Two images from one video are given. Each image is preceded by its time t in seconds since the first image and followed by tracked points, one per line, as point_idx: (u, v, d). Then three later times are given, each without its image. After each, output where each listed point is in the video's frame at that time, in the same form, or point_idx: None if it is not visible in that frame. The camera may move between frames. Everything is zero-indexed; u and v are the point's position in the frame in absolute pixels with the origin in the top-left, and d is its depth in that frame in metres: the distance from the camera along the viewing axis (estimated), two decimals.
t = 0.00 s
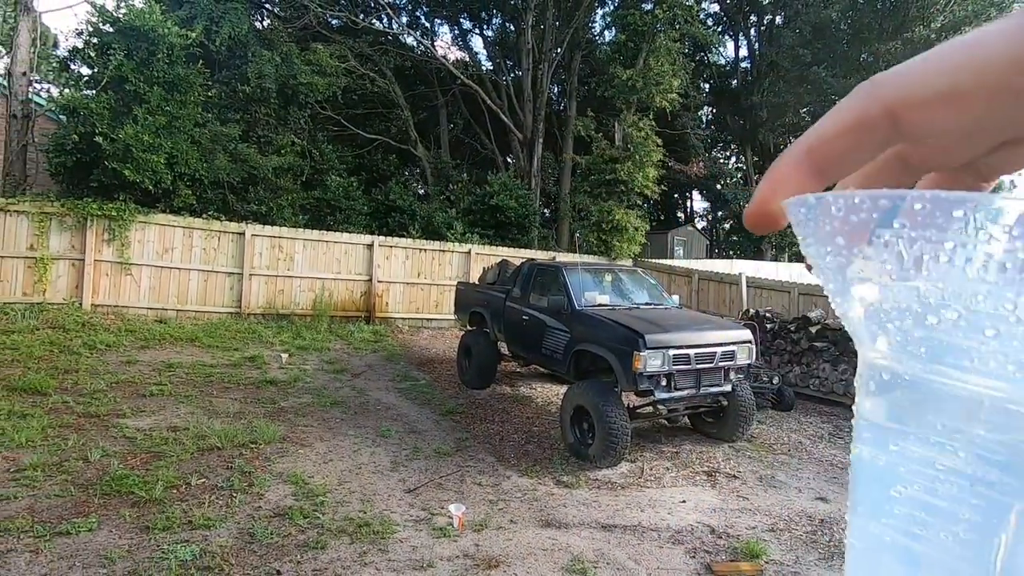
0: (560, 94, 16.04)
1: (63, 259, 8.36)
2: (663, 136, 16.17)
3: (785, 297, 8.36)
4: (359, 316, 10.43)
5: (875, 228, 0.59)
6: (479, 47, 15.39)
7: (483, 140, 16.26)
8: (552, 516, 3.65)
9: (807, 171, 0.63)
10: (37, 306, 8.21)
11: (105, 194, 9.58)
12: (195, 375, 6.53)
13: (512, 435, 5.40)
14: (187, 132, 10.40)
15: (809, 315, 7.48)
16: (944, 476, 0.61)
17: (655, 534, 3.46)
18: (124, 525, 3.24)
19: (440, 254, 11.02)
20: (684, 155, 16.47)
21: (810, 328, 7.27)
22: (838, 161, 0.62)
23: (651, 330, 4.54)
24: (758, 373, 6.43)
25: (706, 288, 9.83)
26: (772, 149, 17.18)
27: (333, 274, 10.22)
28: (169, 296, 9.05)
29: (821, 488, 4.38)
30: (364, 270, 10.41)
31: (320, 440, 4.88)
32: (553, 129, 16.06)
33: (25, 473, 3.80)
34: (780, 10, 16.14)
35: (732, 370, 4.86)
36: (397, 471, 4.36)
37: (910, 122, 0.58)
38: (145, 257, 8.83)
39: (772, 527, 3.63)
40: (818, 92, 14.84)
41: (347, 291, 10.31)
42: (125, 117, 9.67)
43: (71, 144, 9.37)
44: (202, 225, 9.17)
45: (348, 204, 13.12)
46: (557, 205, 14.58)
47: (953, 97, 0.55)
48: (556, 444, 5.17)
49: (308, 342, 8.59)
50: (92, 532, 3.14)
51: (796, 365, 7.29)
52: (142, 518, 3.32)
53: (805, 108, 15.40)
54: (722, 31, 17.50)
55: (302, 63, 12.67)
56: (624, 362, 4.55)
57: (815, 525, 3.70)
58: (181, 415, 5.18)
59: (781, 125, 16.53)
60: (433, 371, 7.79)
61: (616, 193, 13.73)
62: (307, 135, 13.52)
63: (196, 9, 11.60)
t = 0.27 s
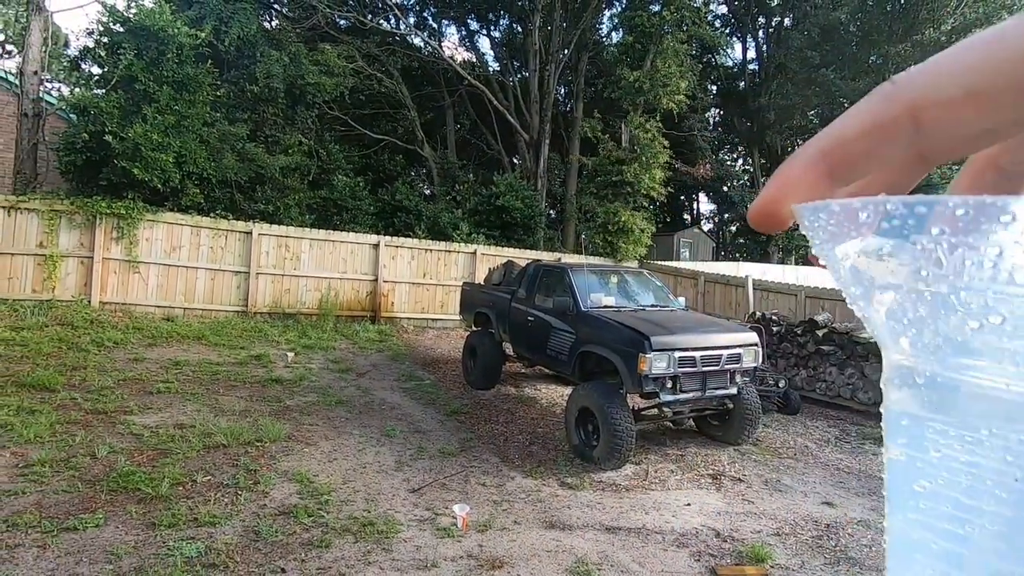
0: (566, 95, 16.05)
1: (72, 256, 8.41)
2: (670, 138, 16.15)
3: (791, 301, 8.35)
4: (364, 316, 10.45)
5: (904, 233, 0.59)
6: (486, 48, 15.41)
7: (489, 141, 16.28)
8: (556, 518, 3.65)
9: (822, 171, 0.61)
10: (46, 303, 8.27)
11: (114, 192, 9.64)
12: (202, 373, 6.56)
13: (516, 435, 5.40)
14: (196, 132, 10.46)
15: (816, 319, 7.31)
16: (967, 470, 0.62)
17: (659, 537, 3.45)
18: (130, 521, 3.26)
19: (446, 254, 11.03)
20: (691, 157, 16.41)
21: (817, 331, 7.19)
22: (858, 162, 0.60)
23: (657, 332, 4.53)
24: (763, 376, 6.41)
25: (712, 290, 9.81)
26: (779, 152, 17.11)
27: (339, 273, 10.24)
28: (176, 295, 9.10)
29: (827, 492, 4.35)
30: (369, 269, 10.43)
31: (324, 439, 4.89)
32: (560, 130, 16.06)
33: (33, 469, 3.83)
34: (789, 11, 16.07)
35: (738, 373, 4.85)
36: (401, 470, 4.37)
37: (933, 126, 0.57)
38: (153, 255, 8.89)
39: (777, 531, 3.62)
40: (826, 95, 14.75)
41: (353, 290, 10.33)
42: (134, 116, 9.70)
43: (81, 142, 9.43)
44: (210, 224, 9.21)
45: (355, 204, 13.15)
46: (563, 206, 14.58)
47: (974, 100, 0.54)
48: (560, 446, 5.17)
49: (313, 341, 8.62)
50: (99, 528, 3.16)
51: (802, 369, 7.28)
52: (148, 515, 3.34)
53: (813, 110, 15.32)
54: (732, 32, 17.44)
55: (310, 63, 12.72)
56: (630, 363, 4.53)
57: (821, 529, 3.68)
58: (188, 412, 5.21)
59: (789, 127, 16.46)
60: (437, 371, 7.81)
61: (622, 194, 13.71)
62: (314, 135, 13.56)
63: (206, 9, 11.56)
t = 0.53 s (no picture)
0: (572, 94, 16.03)
1: (79, 253, 8.46)
2: (675, 137, 16.11)
3: (797, 301, 8.31)
4: (368, 314, 10.46)
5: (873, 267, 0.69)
6: (491, 47, 15.41)
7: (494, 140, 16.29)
8: (559, 517, 3.65)
9: (818, 196, 0.69)
10: (52, 299, 8.31)
11: (121, 189, 9.68)
12: (206, 369, 6.58)
13: (519, 434, 5.40)
14: (202, 129, 10.49)
15: (820, 320, 7.39)
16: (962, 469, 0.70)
17: (662, 537, 3.45)
18: (135, 515, 3.28)
19: (450, 253, 11.03)
20: (696, 156, 16.36)
21: (822, 332, 7.17)
22: (855, 187, 0.68)
23: (661, 332, 4.52)
24: (768, 377, 6.40)
25: (716, 290, 9.79)
26: (785, 152, 17.04)
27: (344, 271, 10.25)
28: (182, 291, 9.13)
29: (831, 494, 4.33)
30: (374, 268, 10.45)
31: (328, 436, 4.91)
32: (565, 129, 16.06)
33: (39, 463, 3.85)
34: (796, 10, 16.06)
35: (742, 373, 4.83)
36: (404, 468, 4.38)
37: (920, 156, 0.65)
38: (159, 252, 8.92)
39: (781, 532, 3.61)
40: (833, 95, 14.69)
41: (357, 288, 10.35)
42: (141, 113, 9.74)
43: (88, 139, 9.48)
44: (216, 221, 9.24)
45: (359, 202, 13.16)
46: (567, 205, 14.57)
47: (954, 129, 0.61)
48: (564, 445, 5.16)
49: (317, 339, 8.63)
50: (103, 522, 3.18)
51: (807, 370, 7.26)
52: (153, 509, 3.35)
53: (819, 110, 15.24)
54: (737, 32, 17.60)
55: (316, 61, 12.75)
56: (634, 363, 4.53)
57: (825, 530, 3.66)
58: (193, 408, 5.24)
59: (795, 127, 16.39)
60: (441, 369, 7.81)
61: (627, 193, 13.70)
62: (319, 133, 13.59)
63: (213, 7, 11.83)
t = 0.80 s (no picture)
0: (578, 90, 16.00)
1: (87, 248, 8.51)
2: (682, 133, 16.04)
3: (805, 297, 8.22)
4: (374, 310, 10.49)
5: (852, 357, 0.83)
6: (497, 42, 15.38)
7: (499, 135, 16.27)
8: (564, 512, 3.65)
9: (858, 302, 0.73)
10: (61, 293, 8.37)
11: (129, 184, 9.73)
12: (214, 364, 6.62)
13: (524, 430, 5.40)
14: (209, 125, 10.52)
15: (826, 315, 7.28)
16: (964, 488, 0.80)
17: (668, 532, 3.45)
18: (144, 507, 3.31)
19: (456, 249, 11.04)
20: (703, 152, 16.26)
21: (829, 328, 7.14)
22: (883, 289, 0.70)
23: (667, 328, 4.51)
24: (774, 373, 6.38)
25: (722, 287, 9.76)
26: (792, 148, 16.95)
27: (350, 267, 10.28)
28: (189, 287, 9.18)
29: (838, 491, 4.31)
30: (380, 263, 10.47)
31: (334, 430, 4.94)
32: (570, 125, 16.02)
33: (50, 455, 3.89)
34: (804, 6, 15.92)
35: (748, 370, 4.82)
36: (410, 462, 4.39)
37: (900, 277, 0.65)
38: (166, 247, 8.97)
39: (788, 529, 3.60)
40: (841, 91, 14.60)
41: (363, 284, 10.38)
42: (148, 109, 9.79)
43: (97, 135, 9.53)
44: (223, 217, 9.28)
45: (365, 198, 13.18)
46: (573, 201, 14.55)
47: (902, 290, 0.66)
48: (569, 440, 5.17)
49: (323, 334, 8.67)
50: (113, 514, 3.21)
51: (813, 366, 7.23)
52: (162, 502, 3.38)
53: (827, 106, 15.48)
54: (745, 27, 17.43)
55: (322, 57, 12.76)
56: (640, 359, 4.52)
57: (832, 527, 3.65)
58: (200, 402, 5.27)
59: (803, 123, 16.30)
60: (446, 365, 7.83)
61: (633, 189, 13.66)
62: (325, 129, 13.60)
63: (219, 3, 11.71)
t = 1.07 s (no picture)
0: (589, 79, 15.88)
1: (104, 237, 8.61)
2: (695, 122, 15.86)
3: (819, 289, 8.15)
4: (386, 300, 10.52)
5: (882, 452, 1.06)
6: (508, 31, 15.28)
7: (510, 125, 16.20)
8: (575, 499, 3.66)
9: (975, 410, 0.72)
10: (78, 282, 8.47)
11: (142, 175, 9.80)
12: (228, 352, 6.69)
13: (535, 419, 5.41)
14: (222, 115, 10.56)
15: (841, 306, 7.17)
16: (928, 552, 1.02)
17: (679, 521, 3.45)
18: (162, 491, 3.36)
19: (467, 239, 11.03)
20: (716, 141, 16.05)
21: (844, 320, 7.07)
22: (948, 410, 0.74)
23: (680, 317, 4.49)
24: (787, 365, 6.34)
25: (735, 278, 9.68)
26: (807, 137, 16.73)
27: (361, 257, 10.31)
28: (203, 276, 9.25)
29: (852, 482, 4.29)
30: (391, 254, 10.50)
31: (347, 418, 4.98)
32: (582, 114, 15.90)
33: (70, 440, 3.96)
34: None
35: (762, 360, 4.79)
36: (422, 450, 4.42)
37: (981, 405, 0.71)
38: (181, 237, 9.04)
39: (801, 519, 3.59)
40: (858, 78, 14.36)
41: (375, 274, 10.40)
42: (162, 100, 9.85)
43: (111, 125, 9.60)
44: (236, 207, 9.33)
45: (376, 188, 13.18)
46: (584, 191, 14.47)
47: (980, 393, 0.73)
48: (580, 430, 5.17)
49: (336, 323, 8.72)
50: (132, 497, 3.26)
51: (827, 358, 7.17)
52: (179, 486, 3.43)
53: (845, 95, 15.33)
54: (760, 14, 17.17)
55: (333, 47, 12.75)
56: (652, 348, 4.50)
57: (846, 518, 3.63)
58: (215, 389, 5.33)
59: (819, 111, 16.08)
60: (457, 355, 7.85)
61: (645, 179, 13.57)
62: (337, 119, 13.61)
63: None
